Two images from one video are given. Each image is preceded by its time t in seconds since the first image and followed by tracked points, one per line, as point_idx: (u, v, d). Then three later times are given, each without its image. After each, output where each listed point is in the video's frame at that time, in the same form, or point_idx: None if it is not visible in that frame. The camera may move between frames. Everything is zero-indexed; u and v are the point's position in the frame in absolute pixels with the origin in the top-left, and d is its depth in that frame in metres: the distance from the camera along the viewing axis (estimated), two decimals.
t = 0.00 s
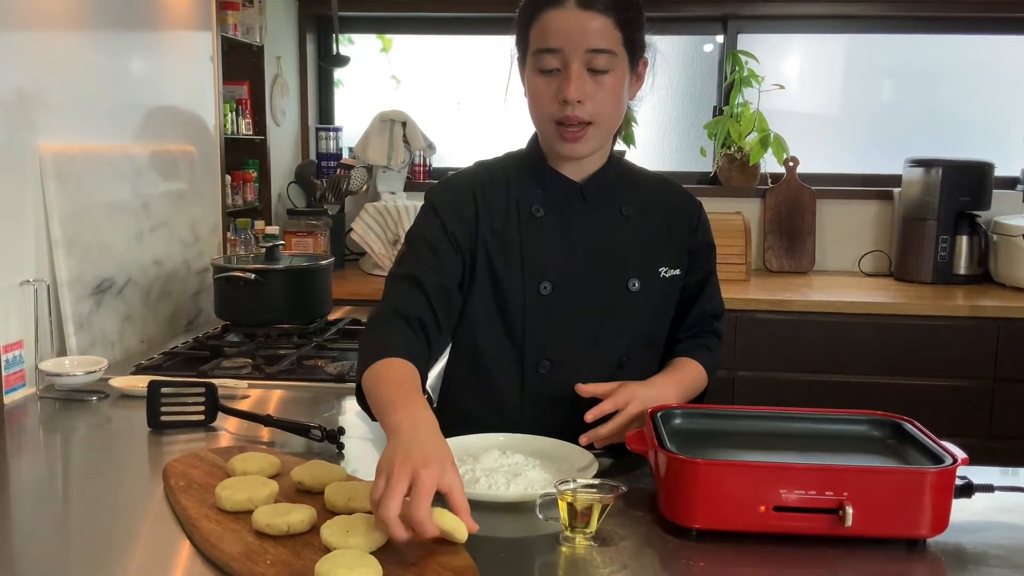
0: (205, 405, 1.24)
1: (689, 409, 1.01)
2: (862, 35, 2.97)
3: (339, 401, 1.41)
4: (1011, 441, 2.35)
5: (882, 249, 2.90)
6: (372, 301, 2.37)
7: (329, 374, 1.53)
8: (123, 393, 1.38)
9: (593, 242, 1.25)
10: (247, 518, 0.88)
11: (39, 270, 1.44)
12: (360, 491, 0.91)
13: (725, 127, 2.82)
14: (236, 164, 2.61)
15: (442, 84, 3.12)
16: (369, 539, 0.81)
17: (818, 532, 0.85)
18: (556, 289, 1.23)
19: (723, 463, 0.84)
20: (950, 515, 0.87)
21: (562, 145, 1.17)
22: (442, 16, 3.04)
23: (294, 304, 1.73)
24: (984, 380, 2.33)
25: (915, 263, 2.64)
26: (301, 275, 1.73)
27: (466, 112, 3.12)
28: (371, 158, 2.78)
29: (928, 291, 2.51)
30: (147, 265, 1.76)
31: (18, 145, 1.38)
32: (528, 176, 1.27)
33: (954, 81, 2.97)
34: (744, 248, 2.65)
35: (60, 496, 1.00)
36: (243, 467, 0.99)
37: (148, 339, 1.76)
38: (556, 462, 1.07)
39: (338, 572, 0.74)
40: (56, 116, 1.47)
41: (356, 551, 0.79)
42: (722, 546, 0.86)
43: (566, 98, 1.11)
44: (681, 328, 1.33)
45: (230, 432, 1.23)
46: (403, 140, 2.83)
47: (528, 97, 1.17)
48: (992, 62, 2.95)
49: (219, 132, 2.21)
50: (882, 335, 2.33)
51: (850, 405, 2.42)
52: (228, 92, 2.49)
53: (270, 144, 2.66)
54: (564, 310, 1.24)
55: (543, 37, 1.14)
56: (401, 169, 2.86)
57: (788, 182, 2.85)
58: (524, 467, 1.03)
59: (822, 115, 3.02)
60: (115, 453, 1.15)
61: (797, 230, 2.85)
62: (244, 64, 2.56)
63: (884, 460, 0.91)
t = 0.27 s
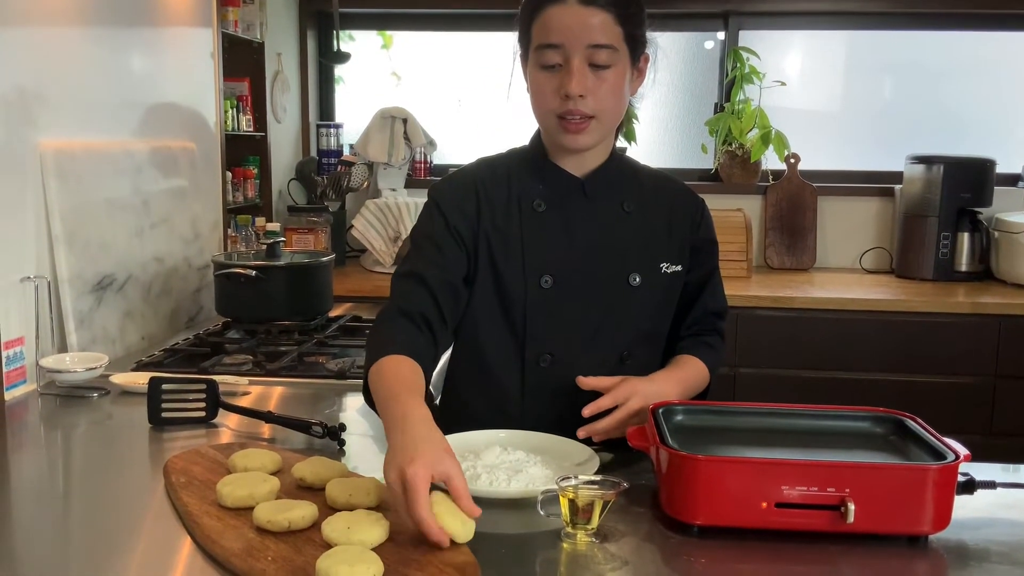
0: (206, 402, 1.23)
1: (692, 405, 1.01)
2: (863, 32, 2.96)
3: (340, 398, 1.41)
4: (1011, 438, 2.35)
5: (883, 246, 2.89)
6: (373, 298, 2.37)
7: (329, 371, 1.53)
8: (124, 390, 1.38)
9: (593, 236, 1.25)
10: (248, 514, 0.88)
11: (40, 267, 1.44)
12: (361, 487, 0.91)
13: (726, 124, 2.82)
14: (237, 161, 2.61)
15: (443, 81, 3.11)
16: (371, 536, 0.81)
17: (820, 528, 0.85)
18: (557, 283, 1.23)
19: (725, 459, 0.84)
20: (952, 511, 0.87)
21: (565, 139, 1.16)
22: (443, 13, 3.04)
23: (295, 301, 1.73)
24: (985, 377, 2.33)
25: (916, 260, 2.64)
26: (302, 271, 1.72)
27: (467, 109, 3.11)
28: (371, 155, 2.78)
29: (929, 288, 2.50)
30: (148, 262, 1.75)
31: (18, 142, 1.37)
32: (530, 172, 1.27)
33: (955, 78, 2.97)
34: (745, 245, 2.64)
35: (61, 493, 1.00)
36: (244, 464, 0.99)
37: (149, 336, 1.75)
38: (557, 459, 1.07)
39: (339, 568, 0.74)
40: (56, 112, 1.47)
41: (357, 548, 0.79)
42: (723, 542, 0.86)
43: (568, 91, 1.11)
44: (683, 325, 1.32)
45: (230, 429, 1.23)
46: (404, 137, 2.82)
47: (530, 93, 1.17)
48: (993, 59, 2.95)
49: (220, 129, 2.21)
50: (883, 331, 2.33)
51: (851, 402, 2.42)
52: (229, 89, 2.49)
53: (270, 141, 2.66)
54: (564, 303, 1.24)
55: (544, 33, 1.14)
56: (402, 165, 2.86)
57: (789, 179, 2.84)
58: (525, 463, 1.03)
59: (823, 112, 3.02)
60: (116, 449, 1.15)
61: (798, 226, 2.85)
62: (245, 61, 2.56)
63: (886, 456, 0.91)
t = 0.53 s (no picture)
0: (206, 401, 1.23)
1: (692, 404, 1.01)
2: (863, 30, 2.96)
3: (340, 397, 1.41)
4: (1011, 436, 2.35)
5: (883, 244, 2.89)
6: (372, 296, 2.37)
7: (329, 370, 1.53)
8: (123, 389, 1.38)
9: (591, 234, 1.25)
10: (248, 514, 0.88)
11: (39, 266, 1.44)
12: (362, 487, 0.91)
13: (725, 123, 2.82)
14: (237, 160, 2.61)
15: (443, 80, 3.11)
16: (371, 535, 0.81)
17: (820, 527, 0.85)
18: (555, 279, 1.24)
19: (726, 458, 0.84)
20: (952, 510, 0.87)
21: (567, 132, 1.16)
22: (442, 12, 3.03)
23: (295, 300, 1.73)
24: (985, 376, 2.33)
25: (916, 258, 2.63)
26: (301, 270, 1.72)
27: (466, 107, 3.11)
28: (371, 153, 2.77)
29: (929, 286, 2.50)
30: (147, 261, 1.75)
31: (18, 142, 1.37)
32: (530, 169, 1.27)
33: (955, 77, 2.97)
34: (745, 243, 2.64)
35: (60, 492, 1.00)
36: (244, 463, 0.99)
37: (148, 334, 1.75)
38: (557, 458, 1.07)
39: (339, 568, 0.74)
40: (56, 111, 1.47)
41: (358, 547, 0.78)
42: (724, 542, 0.86)
43: (569, 85, 1.12)
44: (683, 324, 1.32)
45: (230, 427, 1.22)
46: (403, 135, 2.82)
47: (532, 87, 1.17)
48: (993, 58, 2.94)
49: (219, 127, 2.20)
50: (883, 330, 2.33)
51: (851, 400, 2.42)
52: (228, 88, 2.49)
53: (270, 139, 2.66)
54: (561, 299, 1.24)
55: (548, 28, 1.14)
56: (402, 164, 2.85)
57: (788, 177, 2.84)
58: (525, 463, 1.03)
59: (823, 110, 3.02)
60: (116, 448, 1.15)
61: (798, 224, 2.85)
62: (245, 59, 2.55)
63: (887, 455, 0.91)
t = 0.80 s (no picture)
0: (203, 401, 1.23)
1: (691, 404, 1.00)
2: (862, 30, 2.95)
3: (339, 397, 1.40)
4: (1011, 436, 2.35)
5: (882, 244, 2.89)
6: (371, 296, 2.37)
7: (328, 370, 1.52)
8: (121, 389, 1.38)
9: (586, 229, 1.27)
10: (246, 515, 0.88)
11: (37, 266, 1.44)
12: (360, 488, 0.91)
13: (724, 122, 2.81)
14: (235, 160, 2.60)
15: (442, 80, 3.11)
16: (369, 536, 0.80)
17: (820, 528, 0.85)
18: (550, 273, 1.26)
19: (725, 458, 0.84)
20: (952, 511, 0.87)
21: (588, 121, 1.15)
22: (441, 12, 3.03)
23: (293, 300, 1.72)
24: (985, 376, 2.33)
25: (916, 258, 2.63)
26: (300, 270, 1.72)
27: (465, 107, 3.11)
28: (369, 153, 2.77)
29: (928, 286, 2.50)
30: (146, 261, 1.75)
31: (15, 142, 1.37)
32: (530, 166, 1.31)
33: (954, 77, 2.97)
34: (745, 243, 2.64)
35: (58, 492, 1.00)
36: (242, 464, 0.98)
37: (147, 335, 1.75)
38: (557, 459, 1.06)
39: (337, 569, 0.73)
40: (54, 111, 1.46)
41: (355, 548, 0.78)
42: (724, 542, 0.86)
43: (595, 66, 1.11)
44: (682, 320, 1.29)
45: (229, 428, 1.22)
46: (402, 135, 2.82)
47: (547, 80, 1.16)
48: (992, 58, 2.94)
49: (218, 127, 2.20)
50: (882, 329, 2.33)
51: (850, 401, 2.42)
52: (227, 87, 2.48)
53: (268, 139, 2.65)
54: (555, 293, 1.26)
55: (561, 19, 1.16)
56: (400, 164, 2.85)
57: (787, 177, 2.84)
58: (524, 463, 1.02)
59: (822, 110, 3.01)
60: (114, 449, 1.14)
61: (797, 224, 2.85)
62: (243, 59, 2.55)
63: (886, 456, 0.90)
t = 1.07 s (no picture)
0: (201, 404, 1.23)
1: (690, 407, 1.00)
2: (861, 31, 2.95)
3: (337, 399, 1.40)
4: (1010, 437, 2.35)
5: (881, 245, 2.89)
6: (370, 297, 2.36)
7: (326, 372, 1.52)
8: (119, 392, 1.38)
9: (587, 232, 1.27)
10: (244, 519, 0.88)
11: (35, 268, 1.43)
12: (358, 491, 0.91)
13: (724, 124, 2.81)
14: (234, 161, 2.60)
15: (441, 81, 3.11)
16: (367, 539, 0.80)
17: (819, 531, 0.85)
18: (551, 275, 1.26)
19: (724, 461, 0.84)
20: (952, 513, 0.86)
21: (589, 121, 1.15)
22: (440, 13, 3.03)
23: (291, 302, 1.72)
24: (984, 377, 2.33)
25: (915, 259, 2.63)
26: (298, 272, 1.71)
27: (464, 108, 3.11)
28: (368, 155, 2.77)
29: (927, 287, 2.50)
30: (144, 263, 1.75)
31: (12, 143, 1.36)
32: (532, 167, 1.30)
33: (952, 78, 2.97)
34: (744, 244, 2.64)
35: (56, 495, 0.99)
36: (239, 467, 0.98)
37: (145, 337, 1.75)
38: (555, 461, 1.06)
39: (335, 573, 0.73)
40: (53, 113, 1.46)
41: (354, 551, 0.78)
42: (723, 545, 0.86)
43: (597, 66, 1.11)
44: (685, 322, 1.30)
45: (227, 430, 1.22)
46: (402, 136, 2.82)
47: (548, 80, 1.16)
48: (991, 59, 2.94)
49: (216, 129, 2.20)
50: (881, 331, 2.33)
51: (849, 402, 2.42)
52: (226, 89, 2.48)
53: (267, 141, 2.65)
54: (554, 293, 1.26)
55: (563, 20, 1.16)
56: (399, 165, 2.85)
57: (787, 178, 2.84)
58: (523, 465, 1.02)
59: (821, 111, 3.01)
60: (111, 452, 1.14)
61: (796, 226, 2.84)
62: (241, 61, 2.55)
63: (886, 458, 0.90)
